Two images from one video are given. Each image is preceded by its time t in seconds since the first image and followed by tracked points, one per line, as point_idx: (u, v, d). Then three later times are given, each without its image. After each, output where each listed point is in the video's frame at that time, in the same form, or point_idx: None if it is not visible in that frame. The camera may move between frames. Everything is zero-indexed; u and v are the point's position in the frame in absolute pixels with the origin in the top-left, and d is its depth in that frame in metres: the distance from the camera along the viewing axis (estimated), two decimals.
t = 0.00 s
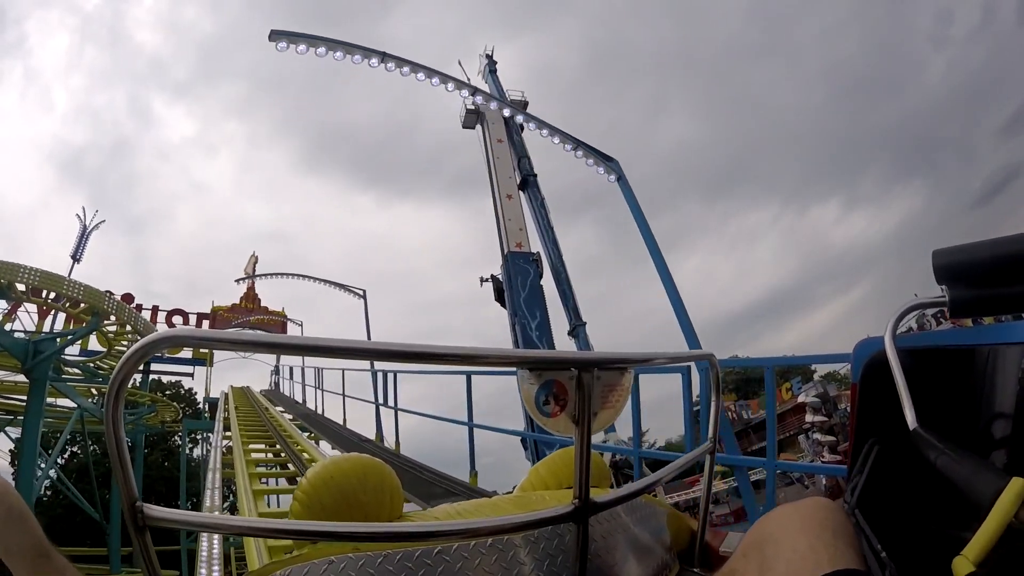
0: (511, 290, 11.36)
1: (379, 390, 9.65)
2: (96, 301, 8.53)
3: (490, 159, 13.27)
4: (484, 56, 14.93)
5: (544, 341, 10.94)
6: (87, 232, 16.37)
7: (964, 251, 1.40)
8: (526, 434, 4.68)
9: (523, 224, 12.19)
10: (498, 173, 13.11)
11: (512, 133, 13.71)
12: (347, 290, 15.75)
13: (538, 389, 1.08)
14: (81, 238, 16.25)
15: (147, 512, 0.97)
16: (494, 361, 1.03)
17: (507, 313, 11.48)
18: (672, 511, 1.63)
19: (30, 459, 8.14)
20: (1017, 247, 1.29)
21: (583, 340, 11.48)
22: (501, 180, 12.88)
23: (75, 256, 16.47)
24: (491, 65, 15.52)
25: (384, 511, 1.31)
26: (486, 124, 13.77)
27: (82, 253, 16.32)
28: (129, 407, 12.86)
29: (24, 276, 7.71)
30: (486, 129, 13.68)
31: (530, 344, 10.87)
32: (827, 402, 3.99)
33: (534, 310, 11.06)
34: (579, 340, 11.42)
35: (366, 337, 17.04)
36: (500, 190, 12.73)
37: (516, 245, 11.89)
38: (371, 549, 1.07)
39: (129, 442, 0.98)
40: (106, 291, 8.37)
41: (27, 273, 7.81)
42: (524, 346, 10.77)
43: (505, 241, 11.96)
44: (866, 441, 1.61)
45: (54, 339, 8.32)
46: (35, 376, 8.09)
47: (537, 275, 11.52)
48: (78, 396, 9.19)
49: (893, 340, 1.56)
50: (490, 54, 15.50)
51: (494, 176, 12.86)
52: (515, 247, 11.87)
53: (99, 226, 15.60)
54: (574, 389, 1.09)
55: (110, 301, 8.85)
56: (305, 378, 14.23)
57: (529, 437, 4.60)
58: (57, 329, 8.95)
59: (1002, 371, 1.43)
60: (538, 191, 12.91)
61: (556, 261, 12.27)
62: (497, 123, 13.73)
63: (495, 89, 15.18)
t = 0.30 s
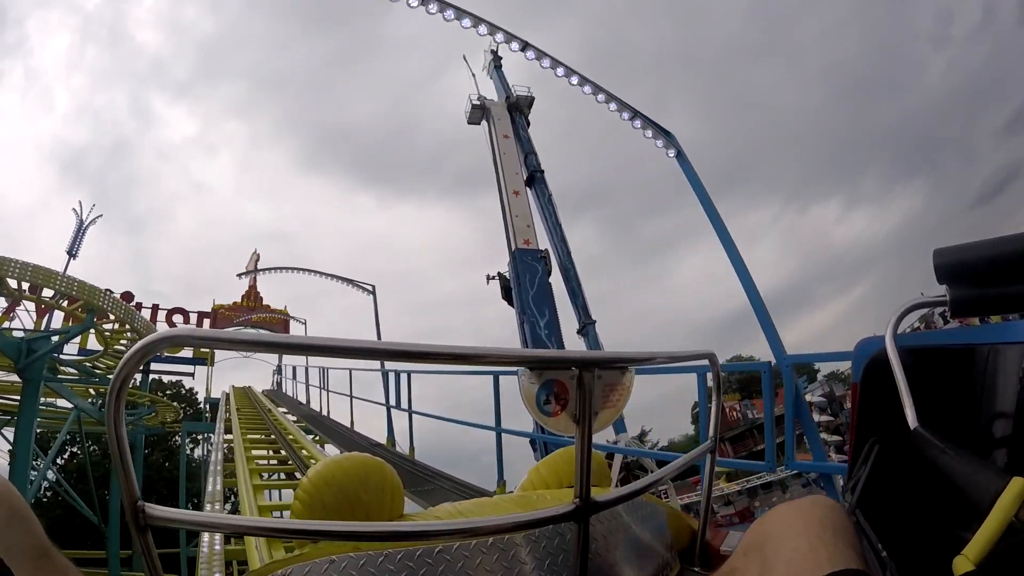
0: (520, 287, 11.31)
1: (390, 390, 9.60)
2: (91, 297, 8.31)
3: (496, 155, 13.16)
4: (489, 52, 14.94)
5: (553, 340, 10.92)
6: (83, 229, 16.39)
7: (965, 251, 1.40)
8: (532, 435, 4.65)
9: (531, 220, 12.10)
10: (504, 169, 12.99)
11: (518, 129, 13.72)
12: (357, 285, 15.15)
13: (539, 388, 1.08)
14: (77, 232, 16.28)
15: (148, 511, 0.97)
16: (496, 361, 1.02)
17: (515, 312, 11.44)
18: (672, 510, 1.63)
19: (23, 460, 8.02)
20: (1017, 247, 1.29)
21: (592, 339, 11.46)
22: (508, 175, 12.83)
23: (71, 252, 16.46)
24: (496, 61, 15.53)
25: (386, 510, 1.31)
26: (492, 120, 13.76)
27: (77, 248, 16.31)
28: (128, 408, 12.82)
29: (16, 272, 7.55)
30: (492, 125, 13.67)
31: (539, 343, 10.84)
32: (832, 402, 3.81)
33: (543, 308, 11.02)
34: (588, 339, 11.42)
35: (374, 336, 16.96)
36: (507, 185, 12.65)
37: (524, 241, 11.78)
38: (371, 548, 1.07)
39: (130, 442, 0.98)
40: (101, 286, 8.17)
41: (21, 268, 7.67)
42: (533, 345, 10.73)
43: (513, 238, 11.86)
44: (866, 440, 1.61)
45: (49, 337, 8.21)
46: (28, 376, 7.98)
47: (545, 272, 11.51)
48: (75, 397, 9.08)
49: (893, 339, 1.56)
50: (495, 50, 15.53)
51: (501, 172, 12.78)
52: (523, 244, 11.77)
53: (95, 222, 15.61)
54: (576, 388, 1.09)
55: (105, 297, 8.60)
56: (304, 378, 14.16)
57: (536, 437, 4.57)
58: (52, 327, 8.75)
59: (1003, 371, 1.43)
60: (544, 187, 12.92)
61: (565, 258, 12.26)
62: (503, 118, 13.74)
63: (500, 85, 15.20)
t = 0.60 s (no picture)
0: (528, 283, 11.31)
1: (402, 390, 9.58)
2: (87, 295, 8.04)
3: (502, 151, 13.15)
4: (493, 47, 15.03)
5: (562, 338, 10.88)
6: (78, 223, 16.44)
7: (965, 249, 1.40)
8: (533, 435, 4.64)
9: (537, 216, 12.08)
10: (510, 164, 13.01)
11: (524, 124, 13.82)
12: (365, 279, 14.94)
13: (539, 389, 1.08)
14: (72, 226, 16.32)
15: (149, 513, 0.97)
16: (495, 362, 1.03)
17: (523, 310, 11.43)
18: (673, 510, 1.63)
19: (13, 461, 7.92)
20: (1019, 245, 1.29)
21: (601, 337, 11.47)
22: (514, 171, 12.82)
23: (64, 247, 16.54)
24: (501, 56, 15.59)
25: (386, 510, 1.31)
26: (498, 115, 13.85)
27: (72, 242, 16.31)
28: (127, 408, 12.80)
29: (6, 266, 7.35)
30: (498, 121, 13.75)
31: (548, 341, 10.81)
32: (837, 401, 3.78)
33: (551, 306, 11.00)
34: (597, 337, 11.43)
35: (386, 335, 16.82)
36: (514, 181, 12.60)
37: (531, 237, 11.77)
38: (371, 549, 1.07)
39: (130, 444, 0.98)
40: (96, 283, 7.91)
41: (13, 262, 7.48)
42: (542, 343, 10.70)
43: (519, 235, 11.84)
44: (866, 439, 1.61)
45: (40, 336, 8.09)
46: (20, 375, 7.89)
47: (553, 269, 11.50)
48: (69, 397, 8.99)
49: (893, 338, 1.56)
50: (499, 45, 15.61)
51: (507, 168, 12.76)
52: (530, 240, 11.75)
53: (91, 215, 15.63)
54: (576, 389, 1.09)
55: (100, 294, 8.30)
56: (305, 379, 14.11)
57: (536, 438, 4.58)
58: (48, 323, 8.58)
59: (1003, 371, 1.43)
60: (550, 183, 12.99)
61: (572, 254, 12.28)
62: (509, 114, 13.86)
63: (504, 80, 15.31)
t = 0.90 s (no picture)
0: (539, 277, 11.28)
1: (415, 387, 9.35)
2: (82, 286, 7.91)
3: (510, 142, 13.14)
4: (501, 38, 15.03)
5: (573, 332, 10.81)
6: (76, 213, 16.40)
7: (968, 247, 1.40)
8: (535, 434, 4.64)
9: (547, 208, 12.03)
10: (520, 156, 12.97)
11: (532, 115, 13.83)
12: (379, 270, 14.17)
13: (541, 386, 1.08)
14: (70, 214, 16.32)
15: (152, 511, 0.98)
16: (498, 359, 1.02)
17: (534, 304, 11.39)
18: (674, 507, 1.63)
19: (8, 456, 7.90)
20: (1021, 243, 1.29)
21: (614, 331, 11.46)
22: (524, 162, 12.77)
23: (60, 236, 16.53)
24: (508, 47, 15.58)
25: (388, 508, 1.31)
26: (506, 106, 13.85)
27: (70, 233, 16.30)
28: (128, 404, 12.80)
29: None
30: (506, 112, 13.75)
31: (559, 335, 10.74)
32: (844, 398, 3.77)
33: (562, 300, 10.97)
34: (609, 331, 11.43)
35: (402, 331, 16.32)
36: (523, 172, 12.56)
37: (541, 230, 11.71)
38: (373, 546, 1.07)
39: (133, 442, 0.98)
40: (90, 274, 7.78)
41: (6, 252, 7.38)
42: (554, 337, 10.65)
43: (529, 227, 11.79)
44: (868, 437, 1.61)
45: (34, 328, 8.04)
46: (13, 367, 7.87)
47: (563, 262, 11.47)
48: (67, 392, 8.95)
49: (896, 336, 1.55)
50: (507, 35, 15.59)
51: (517, 159, 12.72)
52: (540, 232, 11.70)
53: (90, 204, 15.59)
54: (578, 387, 1.09)
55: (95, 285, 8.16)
56: (307, 376, 14.09)
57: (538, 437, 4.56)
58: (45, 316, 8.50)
59: (1006, 369, 1.43)
60: (560, 175, 13.01)
61: (583, 247, 12.29)
62: (517, 105, 13.85)
63: (511, 71, 15.31)
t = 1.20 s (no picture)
0: (544, 274, 11.24)
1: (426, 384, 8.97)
2: (71, 280, 7.60)
3: (515, 138, 13.14)
4: (505, 33, 15.05)
5: (579, 331, 10.76)
6: (68, 205, 16.38)
7: (963, 248, 1.40)
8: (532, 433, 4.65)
9: (552, 205, 12.01)
10: (524, 152, 12.96)
11: (536, 111, 13.83)
12: (388, 262, 13.97)
13: (537, 386, 1.08)
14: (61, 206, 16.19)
15: (148, 511, 0.97)
16: (494, 359, 1.03)
17: (540, 302, 11.34)
18: (670, 508, 1.64)
19: None
20: (1016, 244, 1.29)
21: (620, 330, 11.44)
22: (528, 159, 12.76)
23: (51, 228, 16.52)
24: (512, 42, 15.59)
25: (384, 507, 1.31)
26: (510, 102, 13.85)
27: (60, 226, 16.16)
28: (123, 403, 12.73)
29: None
30: (510, 107, 13.76)
31: (565, 334, 10.70)
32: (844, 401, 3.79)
33: (568, 298, 10.93)
34: (616, 330, 11.42)
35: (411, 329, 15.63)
36: (527, 168, 12.54)
37: (545, 227, 11.67)
38: (368, 546, 1.07)
39: (129, 442, 0.98)
40: (78, 266, 7.46)
41: None
42: (560, 336, 10.60)
43: (534, 223, 11.75)
44: (863, 438, 1.61)
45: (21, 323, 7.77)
46: None
47: (569, 259, 11.42)
48: (56, 392, 8.85)
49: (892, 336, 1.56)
50: (511, 30, 15.58)
51: (521, 155, 12.70)
52: (545, 229, 11.66)
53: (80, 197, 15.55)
54: (574, 387, 1.09)
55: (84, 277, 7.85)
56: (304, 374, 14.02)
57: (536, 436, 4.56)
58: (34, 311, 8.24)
59: (1001, 370, 1.43)
60: (565, 172, 13.02)
61: (589, 245, 12.28)
62: (521, 101, 13.86)
63: (514, 66, 15.32)
